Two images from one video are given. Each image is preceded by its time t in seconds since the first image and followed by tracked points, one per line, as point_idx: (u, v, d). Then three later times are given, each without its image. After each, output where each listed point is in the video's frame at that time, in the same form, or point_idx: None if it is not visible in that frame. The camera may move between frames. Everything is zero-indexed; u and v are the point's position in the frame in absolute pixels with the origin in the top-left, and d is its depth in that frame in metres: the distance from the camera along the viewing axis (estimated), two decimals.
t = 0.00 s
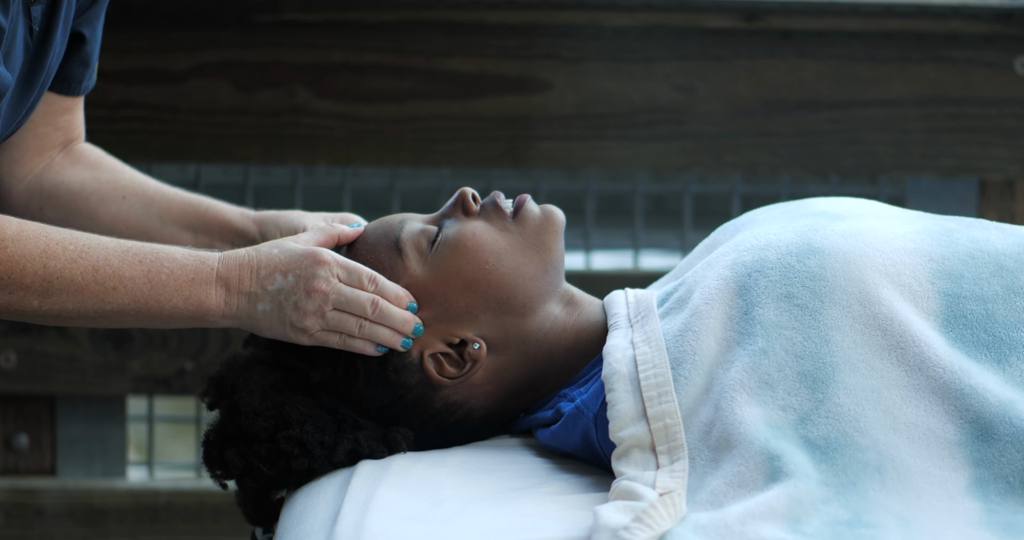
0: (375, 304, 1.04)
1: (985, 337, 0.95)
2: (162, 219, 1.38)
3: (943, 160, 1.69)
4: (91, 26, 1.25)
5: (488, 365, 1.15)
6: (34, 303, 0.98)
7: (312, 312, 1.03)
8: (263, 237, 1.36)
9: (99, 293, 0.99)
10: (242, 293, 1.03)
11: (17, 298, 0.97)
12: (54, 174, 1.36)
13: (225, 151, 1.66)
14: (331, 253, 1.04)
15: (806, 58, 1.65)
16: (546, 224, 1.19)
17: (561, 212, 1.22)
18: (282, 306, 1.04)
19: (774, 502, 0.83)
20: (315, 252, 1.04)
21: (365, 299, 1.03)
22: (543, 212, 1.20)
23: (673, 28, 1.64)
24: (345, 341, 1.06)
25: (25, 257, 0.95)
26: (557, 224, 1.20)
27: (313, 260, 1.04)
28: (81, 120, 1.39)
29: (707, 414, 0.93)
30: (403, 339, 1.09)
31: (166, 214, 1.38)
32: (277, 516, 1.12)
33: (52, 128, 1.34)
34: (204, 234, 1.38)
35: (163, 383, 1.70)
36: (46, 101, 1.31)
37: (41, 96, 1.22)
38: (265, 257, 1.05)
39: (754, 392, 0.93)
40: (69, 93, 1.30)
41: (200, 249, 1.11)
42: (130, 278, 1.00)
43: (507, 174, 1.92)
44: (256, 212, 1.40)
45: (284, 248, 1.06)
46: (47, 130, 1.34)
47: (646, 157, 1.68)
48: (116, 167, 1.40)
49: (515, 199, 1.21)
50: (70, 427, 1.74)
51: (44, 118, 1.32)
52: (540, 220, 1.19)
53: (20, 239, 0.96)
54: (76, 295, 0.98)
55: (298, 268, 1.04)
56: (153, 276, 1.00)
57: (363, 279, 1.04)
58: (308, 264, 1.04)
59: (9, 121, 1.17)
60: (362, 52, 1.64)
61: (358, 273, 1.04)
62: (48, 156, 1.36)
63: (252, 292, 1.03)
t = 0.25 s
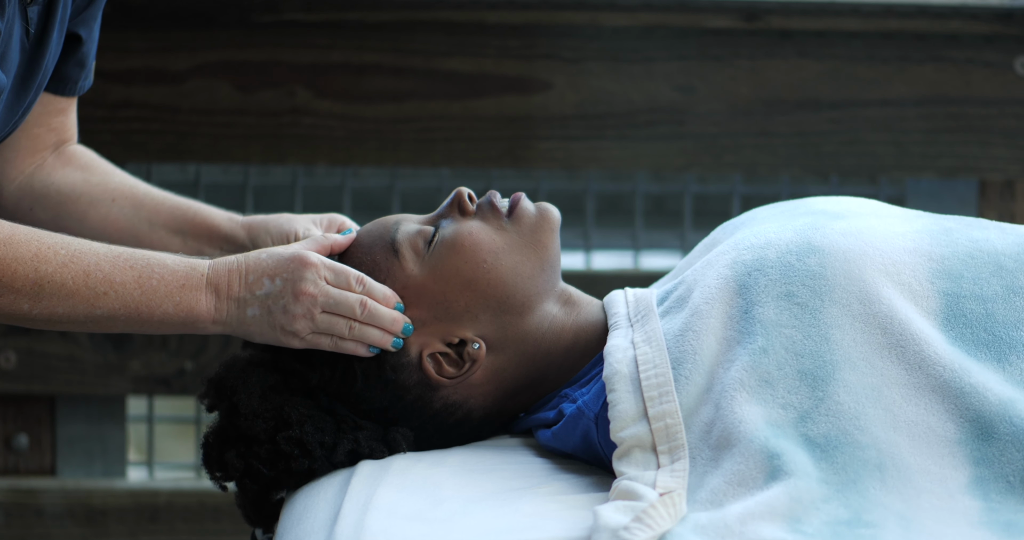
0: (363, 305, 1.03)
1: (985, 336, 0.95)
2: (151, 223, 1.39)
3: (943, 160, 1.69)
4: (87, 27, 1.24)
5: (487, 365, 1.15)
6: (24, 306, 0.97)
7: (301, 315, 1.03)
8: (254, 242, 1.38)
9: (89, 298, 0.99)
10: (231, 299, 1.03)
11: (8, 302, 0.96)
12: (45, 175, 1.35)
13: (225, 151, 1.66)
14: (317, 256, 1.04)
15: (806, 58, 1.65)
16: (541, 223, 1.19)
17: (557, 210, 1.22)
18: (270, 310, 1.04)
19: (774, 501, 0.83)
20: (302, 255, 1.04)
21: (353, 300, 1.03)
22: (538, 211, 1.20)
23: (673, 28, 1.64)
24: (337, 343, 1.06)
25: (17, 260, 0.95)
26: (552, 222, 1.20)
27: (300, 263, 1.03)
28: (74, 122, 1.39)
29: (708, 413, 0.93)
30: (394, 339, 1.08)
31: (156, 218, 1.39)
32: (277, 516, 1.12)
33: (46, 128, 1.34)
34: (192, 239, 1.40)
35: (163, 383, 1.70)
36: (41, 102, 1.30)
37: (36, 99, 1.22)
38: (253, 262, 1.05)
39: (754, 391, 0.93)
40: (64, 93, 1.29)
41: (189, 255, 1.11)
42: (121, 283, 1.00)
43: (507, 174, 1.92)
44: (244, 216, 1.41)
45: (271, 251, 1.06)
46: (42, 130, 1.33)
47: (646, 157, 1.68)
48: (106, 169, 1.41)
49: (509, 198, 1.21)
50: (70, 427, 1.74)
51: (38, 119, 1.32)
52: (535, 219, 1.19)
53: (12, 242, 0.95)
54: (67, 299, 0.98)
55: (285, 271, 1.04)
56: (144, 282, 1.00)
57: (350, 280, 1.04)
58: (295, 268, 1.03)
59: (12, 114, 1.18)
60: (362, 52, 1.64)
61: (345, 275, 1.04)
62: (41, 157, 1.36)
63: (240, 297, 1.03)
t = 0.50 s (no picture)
0: (350, 298, 1.02)
1: (985, 337, 0.95)
2: (139, 226, 1.38)
3: (943, 160, 1.69)
4: (84, 29, 1.24)
5: (488, 364, 1.15)
6: (20, 309, 0.97)
7: (290, 312, 1.02)
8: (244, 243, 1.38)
9: (85, 301, 0.99)
10: (222, 299, 1.03)
11: (3, 304, 0.96)
12: (35, 177, 1.36)
13: (225, 152, 1.66)
14: (302, 252, 1.03)
15: (806, 58, 1.65)
16: (541, 222, 1.19)
17: (556, 209, 1.22)
18: (259, 308, 1.03)
19: (774, 501, 0.83)
20: (286, 252, 1.03)
21: (340, 293, 1.02)
22: (537, 209, 1.20)
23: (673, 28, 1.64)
24: (329, 339, 1.05)
25: (13, 263, 0.95)
26: (552, 220, 1.20)
27: (284, 260, 1.02)
28: (67, 124, 1.38)
29: (709, 413, 0.93)
30: (386, 331, 1.07)
31: (144, 221, 1.39)
32: (277, 516, 1.12)
33: (39, 131, 1.33)
34: (179, 243, 1.40)
35: (163, 383, 1.70)
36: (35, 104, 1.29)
37: (34, 101, 1.22)
38: (243, 261, 1.05)
39: (754, 390, 0.93)
40: (58, 95, 1.29)
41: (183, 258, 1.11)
42: (116, 286, 1.00)
43: (507, 174, 1.92)
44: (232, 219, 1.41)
45: (259, 250, 1.06)
46: (35, 133, 1.33)
47: (646, 157, 1.68)
48: (95, 171, 1.40)
49: (509, 197, 1.21)
50: (70, 427, 1.74)
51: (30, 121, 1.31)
52: (534, 217, 1.19)
53: (8, 245, 0.95)
54: (63, 302, 0.98)
55: (272, 269, 1.03)
56: (139, 285, 1.01)
57: (336, 275, 1.03)
58: (280, 265, 1.03)
59: (11, 114, 1.18)
60: (362, 52, 1.64)
61: (331, 269, 1.03)
62: (32, 158, 1.36)
63: (230, 297, 1.03)
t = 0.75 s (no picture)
0: (343, 274, 1.03)
1: (986, 338, 0.95)
2: (135, 232, 1.38)
3: (943, 160, 1.69)
4: (85, 30, 1.24)
5: (491, 363, 1.15)
6: (24, 307, 0.97)
7: (283, 295, 1.01)
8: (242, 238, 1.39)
9: (89, 298, 0.99)
10: (218, 290, 1.03)
11: (8, 303, 0.96)
12: (33, 180, 1.36)
13: (225, 151, 1.66)
14: (290, 235, 1.03)
15: (806, 58, 1.65)
16: (543, 220, 1.19)
17: (558, 208, 1.22)
18: (254, 295, 1.02)
19: (774, 501, 0.83)
20: (274, 237, 1.02)
21: (332, 271, 1.02)
22: (539, 208, 1.20)
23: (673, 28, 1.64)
24: (325, 319, 1.03)
25: (17, 261, 0.95)
26: (553, 219, 1.20)
27: (273, 245, 1.02)
28: (68, 127, 1.39)
29: (709, 413, 0.93)
30: (383, 305, 1.08)
31: (139, 227, 1.38)
32: (277, 516, 1.12)
33: (38, 133, 1.34)
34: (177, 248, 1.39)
35: (163, 383, 1.70)
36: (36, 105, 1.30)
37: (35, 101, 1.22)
38: (239, 253, 1.05)
39: (755, 391, 0.93)
40: (60, 96, 1.29)
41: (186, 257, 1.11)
42: (120, 283, 1.00)
43: (507, 174, 1.92)
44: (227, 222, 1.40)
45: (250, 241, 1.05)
46: (34, 135, 1.34)
47: (646, 157, 1.68)
48: (93, 175, 1.40)
49: (511, 197, 1.21)
50: (70, 427, 1.74)
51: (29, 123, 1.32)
52: (536, 216, 1.19)
53: (13, 243, 0.96)
54: (66, 300, 0.98)
55: (263, 255, 1.03)
56: (142, 281, 1.01)
57: (327, 254, 1.03)
58: (270, 250, 1.02)
59: (10, 118, 1.18)
60: (362, 52, 1.64)
61: (322, 249, 1.03)
62: (30, 161, 1.36)
63: (226, 288, 1.03)
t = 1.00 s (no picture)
0: (368, 275, 1.03)
1: (986, 338, 0.95)
2: (149, 230, 1.38)
3: (942, 160, 1.69)
4: (90, 31, 1.24)
5: (493, 364, 1.15)
6: (37, 310, 0.97)
7: (309, 301, 1.02)
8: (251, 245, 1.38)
9: (102, 302, 0.99)
10: (239, 299, 1.03)
11: (20, 304, 0.96)
12: (45, 180, 1.36)
13: (225, 151, 1.66)
14: (312, 242, 1.03)
15: (806, 58, 1.65)
16: (545, 221, 1.19)
17: (560, 209, 1.22)
18: (278, 303, 1.03)
19: (774, 501, 0.83)
20: (296, 244, 1.03)
21: (357, 273, 1.03)
22: (542, 209, 1.20)
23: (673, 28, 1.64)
24: (350, 321, 1.04)
25: (30, 263, 0.96)
26: (556, 220, 1.20)
27: (296, 252, 1.02)
28: (75, 127, 1.39)
29: (709, 413, 0.93)
30: (410, 301, 1.08)
31: (153, 225, 1.38)
32: (277, 515, 1.12)
33: (46, 133, 1.33)
34: (188, 245, 1.39)
35: (163, 383, 1.70)
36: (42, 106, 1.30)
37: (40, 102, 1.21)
38: (255, 261, 1.05)
39: (755, 390, 0.93)
40: (67, 98, 1.29)
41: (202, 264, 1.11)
42: (133, 287, 1.00)
43: (507, 174, 1.92)
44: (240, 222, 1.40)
45: (269, 249, 1.06)
46: (42, 135, 1.33)
47: (646, 157, 1.68)
48: (105, 175, 1.41)
49: (513, 197, 1.21)
50: (70, 427, 1.74)
51: (38, 123, 1.32)
52: (538, 217, 1.19)
53: (26, 245, 0.96)
54: (80, 303, 0.98)
55: (284, 263, 1.03)
56: (156, 286, 1.00)
57: (349, 256, 1.04)
58: (293, 257, 1.03)
59: (11, 124, 1.17)
60: (362, 52, 1.64)
61: (343, 252, 1.04)
62: (41, 161, 1.36)
63: (246, 296, 1.03)
